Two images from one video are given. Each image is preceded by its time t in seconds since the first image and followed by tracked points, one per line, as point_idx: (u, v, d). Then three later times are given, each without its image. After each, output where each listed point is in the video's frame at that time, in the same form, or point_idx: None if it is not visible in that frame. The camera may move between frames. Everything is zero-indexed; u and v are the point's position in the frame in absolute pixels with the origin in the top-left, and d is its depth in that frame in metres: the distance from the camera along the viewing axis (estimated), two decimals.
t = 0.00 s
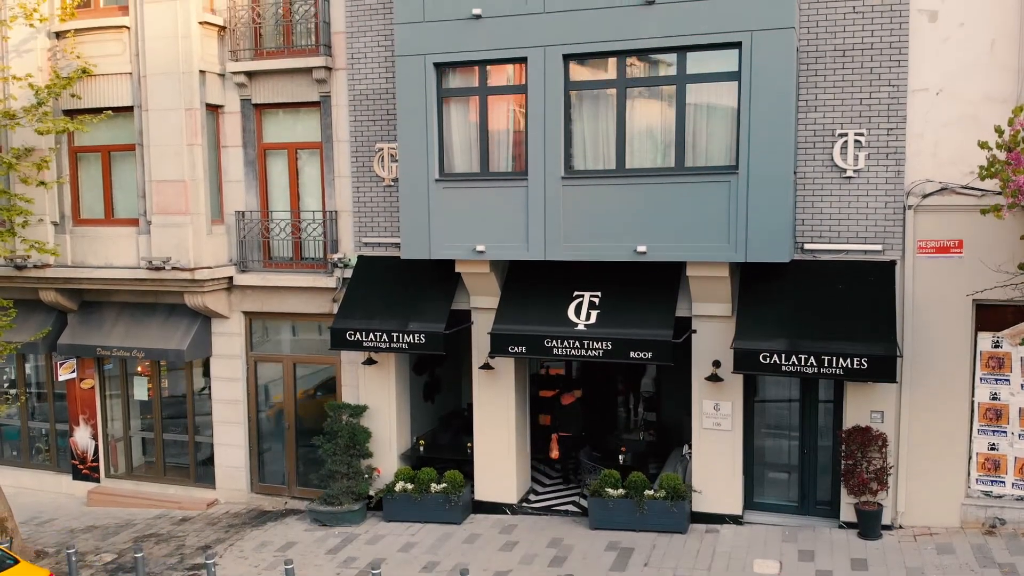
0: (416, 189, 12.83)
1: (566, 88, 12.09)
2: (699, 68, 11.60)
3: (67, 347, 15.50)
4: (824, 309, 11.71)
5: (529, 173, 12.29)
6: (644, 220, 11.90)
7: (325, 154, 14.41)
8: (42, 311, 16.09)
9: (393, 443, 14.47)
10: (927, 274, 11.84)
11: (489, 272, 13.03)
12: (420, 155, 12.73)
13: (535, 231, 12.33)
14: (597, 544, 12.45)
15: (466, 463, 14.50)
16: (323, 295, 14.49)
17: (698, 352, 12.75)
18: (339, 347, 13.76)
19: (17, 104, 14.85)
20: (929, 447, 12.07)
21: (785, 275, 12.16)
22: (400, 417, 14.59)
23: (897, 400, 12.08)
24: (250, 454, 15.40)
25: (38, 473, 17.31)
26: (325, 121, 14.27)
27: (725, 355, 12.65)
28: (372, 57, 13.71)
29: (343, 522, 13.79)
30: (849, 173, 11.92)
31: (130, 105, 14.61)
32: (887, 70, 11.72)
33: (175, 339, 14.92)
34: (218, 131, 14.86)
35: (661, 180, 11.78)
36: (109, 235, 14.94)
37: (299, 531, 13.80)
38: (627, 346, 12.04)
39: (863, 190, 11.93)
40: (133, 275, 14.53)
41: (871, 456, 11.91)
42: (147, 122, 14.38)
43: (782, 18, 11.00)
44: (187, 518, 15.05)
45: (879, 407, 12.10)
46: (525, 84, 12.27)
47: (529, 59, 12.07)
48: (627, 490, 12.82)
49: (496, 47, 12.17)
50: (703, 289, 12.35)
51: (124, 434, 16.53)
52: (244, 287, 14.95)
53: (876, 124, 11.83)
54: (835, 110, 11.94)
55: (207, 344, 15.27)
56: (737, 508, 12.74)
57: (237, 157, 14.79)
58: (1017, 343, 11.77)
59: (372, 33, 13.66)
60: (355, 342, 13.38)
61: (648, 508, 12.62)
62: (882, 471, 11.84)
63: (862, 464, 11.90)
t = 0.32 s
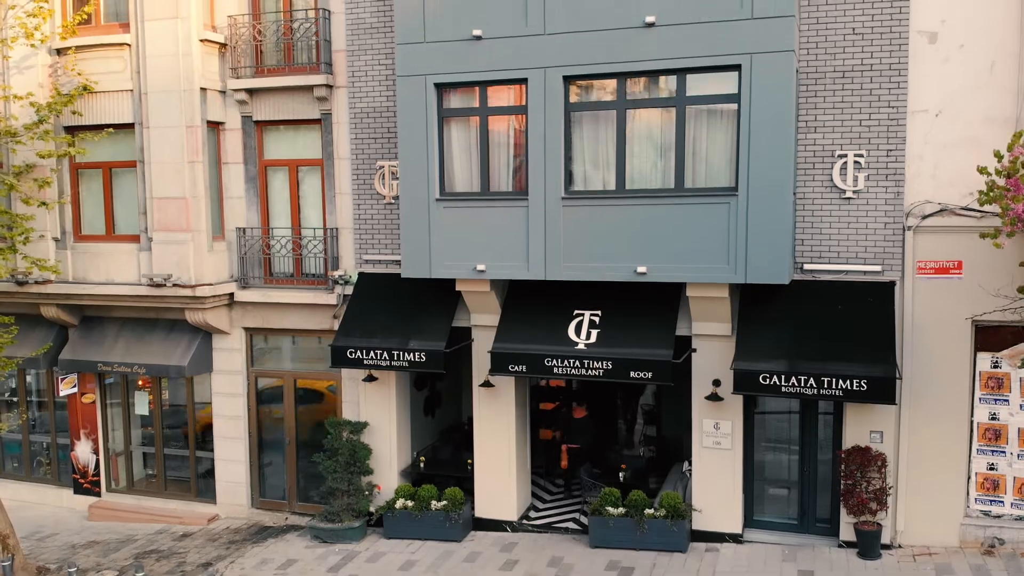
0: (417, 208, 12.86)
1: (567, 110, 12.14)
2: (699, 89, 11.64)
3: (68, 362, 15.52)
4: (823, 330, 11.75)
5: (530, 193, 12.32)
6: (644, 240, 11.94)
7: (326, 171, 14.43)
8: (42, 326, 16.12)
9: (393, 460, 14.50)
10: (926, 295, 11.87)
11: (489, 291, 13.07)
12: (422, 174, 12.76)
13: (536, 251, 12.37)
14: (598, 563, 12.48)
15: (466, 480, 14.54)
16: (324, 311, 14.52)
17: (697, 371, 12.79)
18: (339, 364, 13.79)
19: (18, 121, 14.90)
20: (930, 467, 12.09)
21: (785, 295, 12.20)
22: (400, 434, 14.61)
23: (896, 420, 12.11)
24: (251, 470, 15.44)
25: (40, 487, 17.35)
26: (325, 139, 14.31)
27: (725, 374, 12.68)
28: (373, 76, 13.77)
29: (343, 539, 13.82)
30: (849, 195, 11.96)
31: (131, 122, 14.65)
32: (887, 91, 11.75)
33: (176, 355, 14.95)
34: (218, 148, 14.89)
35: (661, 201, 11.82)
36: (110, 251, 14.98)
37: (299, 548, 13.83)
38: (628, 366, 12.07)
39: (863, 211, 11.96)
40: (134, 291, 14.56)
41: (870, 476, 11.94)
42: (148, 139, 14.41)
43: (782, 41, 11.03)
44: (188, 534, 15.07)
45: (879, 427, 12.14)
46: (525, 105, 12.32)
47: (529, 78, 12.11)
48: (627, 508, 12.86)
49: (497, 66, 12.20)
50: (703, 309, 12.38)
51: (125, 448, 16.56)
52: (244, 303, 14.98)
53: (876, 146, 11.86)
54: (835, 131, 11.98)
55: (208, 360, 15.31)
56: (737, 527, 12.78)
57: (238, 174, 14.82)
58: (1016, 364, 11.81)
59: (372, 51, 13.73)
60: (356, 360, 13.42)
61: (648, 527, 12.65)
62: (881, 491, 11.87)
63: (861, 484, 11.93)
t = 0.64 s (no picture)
0: (419, 227, 12.89)
1: (567, 130, 12.17)
2: (699, 112, 11.68)
3: (69, 377, 15.55)
4: (822, 351, 11.78)
5: (531, 213, 12.35)
6: (644, 261, 11.97)
7: (328, 188, 14.47)
8: (44, 341, 16.16)
9: (394, 476, 14.53)
10: (926, 315, 11.90)
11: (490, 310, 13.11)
12: (423, 193, 12.79)
13: (536, 270, 12.40)
14: None
15: (467, 496, 14.57)
16: (325, 327, 14.56)
17: (697, 390, 12.84)
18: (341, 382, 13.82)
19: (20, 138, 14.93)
20: (929, 486, 12.12)
21: (785, 315, 12.23)
22: (400, 450, 14.64)
23: (896, 440, 12.14)
24: (252, 485, 15.46)
25: (41, 500, 17.37)
26: (326, 156, 14.34)
27: (725, 393, 12.73)
28: (374, 93, 13.81)
29: (344, 555, 13.85)
30: (848, 215, 11.99)
31: (133, 139, 14.68)
32: (887, 112, 11.77)
33: (177, 371, 14.98)
34: (219, 164, 14.92)
35: (661, 222, 11.85)
36: (111, 267, 15.00)
37: (300, 565, 13.85)
38: (628, 386, 12.09)
39: (863, 231, 11.99)
40: (136, 308, 14.59)
41: (870, 496, 11.97)
42: (149, 156, 14.45)
43: (781, 64, 11.06)
44: (189, 550, 15.10)
45: (878, 447, 12.17)
46: (526, 125, 12.36)
47: (529, 99, 12.15)
48: (627, 527, 12.88)
49: (498, 87, 12.24)
50: (702, 328, 12.43)
51: (126, 463, 16.58)
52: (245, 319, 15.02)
53: (876, 166, 11.89)
54: (835, 152, 12.01)
55: (209, 376, 15.34)
56: (737, 545, 12.81)
57: (240, 190, 14.85)
58: (1015, 384, 11.83)
59: (373, 69, 13.76)
60: (357, 378, 13.44)
61: (648, 546, 12.68)
62: (880, 510, 11.91)
63: (860, 503, 11.96)
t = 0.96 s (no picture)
0: (420, 246, 12.92)
1: (567, 151, 12.20)
2: (699, 134, 11.72)
3: (70, 393, 15.58)
4: (822, 371, 11.82)
5: (531, 233, 12.38)
6: (644, 282, 12.00)
7: (329, 206, 14.50)
8: (46, 356, 16.20)
9: (395, 493, 14.56)
10: (925, 336, 11.93)
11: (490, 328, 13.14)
12: (425, 213, 12.82)
13: (537, 290, 12.43)
14: None
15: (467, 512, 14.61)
16: (325, 344, 14.59)
17: (698, 409, 12.91)
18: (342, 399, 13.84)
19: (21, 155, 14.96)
20: (929, 506, 12.14)
21: (785, 335, 12.27)
22: (401, 466, 14.67)
23: (896, 460, 12.18)
24: (253, 500, 15.50)
25: (42, 514, 17.41)
26: (329, 173, 14.37)
27: (725, 412, 12.77)
28: (375, 112, 13.85)
29: (345, 572, 13.88)
30: (848, 236, 12.03)
31: (134, 155, 14.70)
32: (887, 134, 11.81)
33: (178, 387, 15.00)
34: (220, 180, 14.94)
35: (661, 244, 11.88)
36: (112, 283, 15.03)
37: None
38: (629, 406, 12.11)
39: (862, 252, 12.03)
40: (137, 324, 14.63)
41: (869, 516, 12.02)
42: (150, 172, 14.48)
43: (781, 88, 11.08)
44: (190, 565, 15.13)
45: (878, 466, 12.21)
46: (526, 145, 12.40)
47: (530, 120, 12.19)
48: (627, 545, 12.91)
49: (499, 108, 12.28)
50: (702, 348, 12.49)
51: (127, 477, 16.61)
52: (246, 335, 15.05)
53: (876, 188, 11.93)
54: (835, 173, 12.05)
55: (210, 392, 15.37)
56: (737, 564, 12.83)
57: (241, 207, 14.88)
58: (1015, 405, 11.82)
59: (375, 87, 13.81)
60: (358, 396, 13.47)
61: (648, 564, 12.70)
62: (880, 530, 11.94)
63: (860, 523, 12.02)
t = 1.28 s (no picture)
0: (421, 266, 12.95)
1: (567, 172, 12.24)
2: (700, 157, 11.76)
3: (72, 409, 15.61)
4: (822, 393, 11.86)
5: (532, 253, 12.41)
6: (645, 303, 12.03)
7: (329, 223, 14.53)
8: (47, 371, 16.24)
9: (395, 510, 14.57)
10: (925, 357, 11.95)
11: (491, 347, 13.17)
12: (426, 233, 12.86)
13: (538, 310, 12.45)
14: None
15: (468, 529, 14.64)
16: (326, 361, 14.62)
17: (698, 428, 12.96)
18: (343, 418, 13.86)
19: (23, 173, 15.01)
20: (928, 526, 12.18)
21: (785, 356, 12.31)
22: (401, 483, 14.67)
23: (896, 480, 12.22)
24: (254, 516, 15.53)
25: (43, 528, 17.43)
26: (330, 190, 14.35)
27: (725, 432, 12.83)
28: (376, 130, 13.89)
29: None
30: (848, 258, 12.08)
31: (135, 173, 14.73)
32: (887, 156, 11.85)
33: (179, 403, 15.02)
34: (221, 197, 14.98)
35: (661, 265, 11.91)
36: (113, 300, 15.07)
37: None
38: (629, 426, 12.14)
39: (862, 273, 12.08)
40: (138, 342, 14.66)
41: (869, 537, 12.12)
42: (151, 190, 14.51)
43: (781, 111, 11.10)
44: None
45: (878, 487, 12.25)
46: (526, 166, 12.45)
47: (530, 142, 12.24)
48: (628, 564, 12.96)
49: (499, 129, 12.32)
50: (703, 368, 12.54)
51: (128, 492, 16.62)
52: (248, 352, 15.08)
53: (876, 210, 11.96)
54: (835, 194, 12.10)
55: (211, 408, 15.39)
56: None
57: (242, 224, 14.92)
58: (1014, 425, 11.85)
59: (375, 106, 13.86)
60: (359, 415, 13.50)
61: None
62: (879, 551, 12.05)
63: (859, 544, 12.13)
